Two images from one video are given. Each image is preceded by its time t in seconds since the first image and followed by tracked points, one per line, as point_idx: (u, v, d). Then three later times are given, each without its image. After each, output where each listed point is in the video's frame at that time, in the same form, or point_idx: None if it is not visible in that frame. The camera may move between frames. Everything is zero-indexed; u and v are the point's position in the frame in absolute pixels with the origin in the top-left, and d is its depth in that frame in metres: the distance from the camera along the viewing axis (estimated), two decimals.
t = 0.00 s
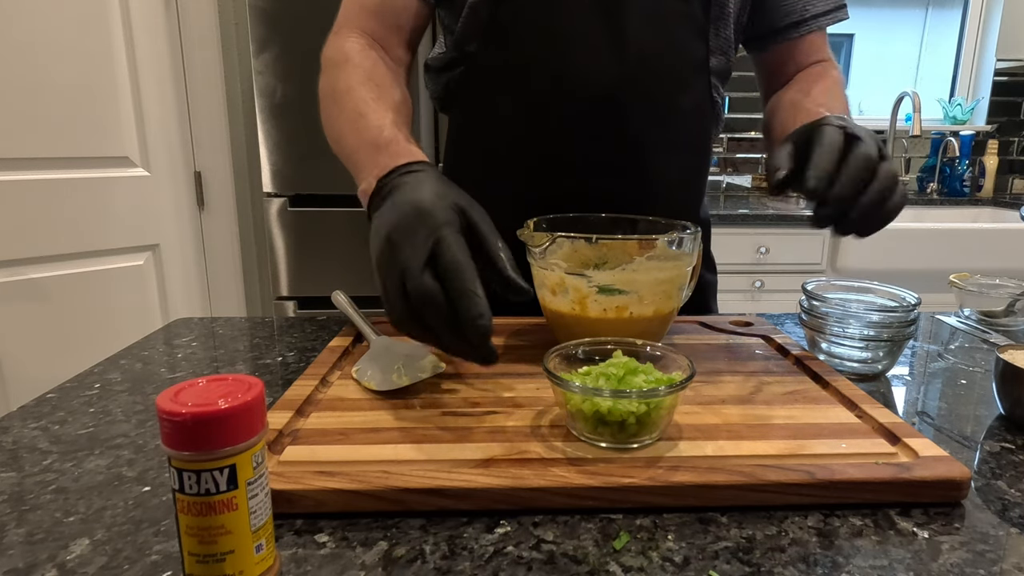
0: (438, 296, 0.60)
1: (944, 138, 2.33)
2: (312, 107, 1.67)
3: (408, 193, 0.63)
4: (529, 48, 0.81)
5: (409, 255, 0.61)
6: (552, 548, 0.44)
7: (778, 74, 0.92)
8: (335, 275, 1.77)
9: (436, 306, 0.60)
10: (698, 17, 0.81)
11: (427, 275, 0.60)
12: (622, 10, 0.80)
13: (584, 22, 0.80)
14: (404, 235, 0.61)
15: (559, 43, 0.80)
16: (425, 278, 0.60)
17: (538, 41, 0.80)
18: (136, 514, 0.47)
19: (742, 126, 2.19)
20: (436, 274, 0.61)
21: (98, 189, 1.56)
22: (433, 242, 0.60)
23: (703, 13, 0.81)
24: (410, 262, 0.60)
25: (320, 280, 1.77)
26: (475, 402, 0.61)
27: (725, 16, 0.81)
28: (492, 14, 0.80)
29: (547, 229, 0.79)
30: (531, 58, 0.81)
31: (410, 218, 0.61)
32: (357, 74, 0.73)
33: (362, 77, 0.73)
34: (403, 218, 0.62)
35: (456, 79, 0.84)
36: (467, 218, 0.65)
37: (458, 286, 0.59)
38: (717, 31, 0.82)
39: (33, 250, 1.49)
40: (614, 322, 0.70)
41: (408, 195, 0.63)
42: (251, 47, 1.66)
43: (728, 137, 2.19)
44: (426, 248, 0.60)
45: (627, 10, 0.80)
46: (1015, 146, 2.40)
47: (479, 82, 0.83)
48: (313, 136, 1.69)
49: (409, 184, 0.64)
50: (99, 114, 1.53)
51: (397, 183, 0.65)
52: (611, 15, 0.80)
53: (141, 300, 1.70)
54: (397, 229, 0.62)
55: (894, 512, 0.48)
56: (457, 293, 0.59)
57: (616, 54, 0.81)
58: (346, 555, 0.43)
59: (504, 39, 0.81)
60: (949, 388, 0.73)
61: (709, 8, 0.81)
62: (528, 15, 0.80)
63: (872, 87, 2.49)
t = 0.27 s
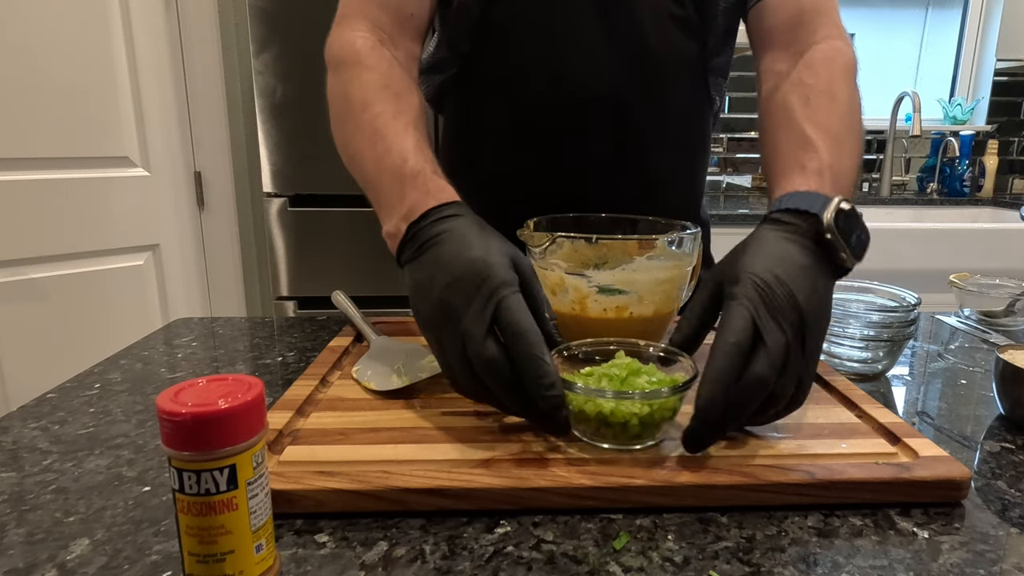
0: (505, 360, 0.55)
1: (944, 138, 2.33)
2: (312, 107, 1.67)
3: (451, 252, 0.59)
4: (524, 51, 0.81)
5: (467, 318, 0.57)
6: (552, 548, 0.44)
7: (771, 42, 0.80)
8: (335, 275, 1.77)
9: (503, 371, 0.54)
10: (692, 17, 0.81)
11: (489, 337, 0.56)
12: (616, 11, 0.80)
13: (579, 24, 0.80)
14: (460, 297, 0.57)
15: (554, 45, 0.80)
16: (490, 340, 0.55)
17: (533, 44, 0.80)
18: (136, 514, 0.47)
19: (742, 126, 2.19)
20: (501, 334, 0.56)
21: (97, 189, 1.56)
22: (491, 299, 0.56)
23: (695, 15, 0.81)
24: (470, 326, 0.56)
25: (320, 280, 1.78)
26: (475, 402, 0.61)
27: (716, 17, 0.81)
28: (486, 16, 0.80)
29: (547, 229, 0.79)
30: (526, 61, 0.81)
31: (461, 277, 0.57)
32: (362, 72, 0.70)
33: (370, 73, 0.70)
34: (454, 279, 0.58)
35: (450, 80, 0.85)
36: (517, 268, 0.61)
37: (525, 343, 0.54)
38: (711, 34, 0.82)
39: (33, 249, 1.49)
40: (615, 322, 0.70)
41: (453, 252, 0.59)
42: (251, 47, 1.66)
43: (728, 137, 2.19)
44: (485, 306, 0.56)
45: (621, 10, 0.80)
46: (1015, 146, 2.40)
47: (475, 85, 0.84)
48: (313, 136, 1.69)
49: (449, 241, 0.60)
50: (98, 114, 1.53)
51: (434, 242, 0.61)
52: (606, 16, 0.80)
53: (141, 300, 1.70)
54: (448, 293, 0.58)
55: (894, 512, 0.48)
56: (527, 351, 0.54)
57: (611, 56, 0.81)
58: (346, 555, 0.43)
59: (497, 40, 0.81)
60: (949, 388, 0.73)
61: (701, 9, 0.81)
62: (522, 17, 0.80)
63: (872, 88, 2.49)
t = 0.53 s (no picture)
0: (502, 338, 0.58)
1: (943, 138, 2.33)
2: (312, 107, 1.67)
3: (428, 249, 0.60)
4: (524, 51, 0.81)
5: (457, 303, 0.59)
6: (551, 548, 0.44)
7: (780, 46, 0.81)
8: (335, 275, 1.78)
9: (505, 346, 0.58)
10: (694, 18, 0.82)
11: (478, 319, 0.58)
12: (618, 11, 0.80)
13: (580, 24, 0.80)
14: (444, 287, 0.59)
15: (555, 46, 0.80)
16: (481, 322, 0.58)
17: (534, 43, 0.80)
18: (136, 514, 0.47)
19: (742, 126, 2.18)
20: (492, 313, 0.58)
21: (97, 189, 1.56)
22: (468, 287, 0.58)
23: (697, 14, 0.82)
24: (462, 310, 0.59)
25: (320, 279, 1.78)
26: (475, 403, 0.61)
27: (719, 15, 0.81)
28: (486, 16, 0.80)
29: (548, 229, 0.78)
30: (527, 62, 0.81)
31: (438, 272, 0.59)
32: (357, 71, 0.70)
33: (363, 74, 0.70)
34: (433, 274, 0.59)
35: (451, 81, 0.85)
36: (493, 239, 0.60)
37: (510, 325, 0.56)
38: (712, 33, 0.82)
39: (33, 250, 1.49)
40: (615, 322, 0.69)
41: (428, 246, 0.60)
42: (251, 47, 1.66)
43: (728, 137, 2.19)
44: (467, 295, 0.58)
45: (622, 10, 0.80)
46: (1015, 146, 2.39)
47: (475, 86, 0.84)
48: (313, 136, 1.69)
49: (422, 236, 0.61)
50: (98, 114, 1.53)
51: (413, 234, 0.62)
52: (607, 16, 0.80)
53: (141, 300, 1.70)
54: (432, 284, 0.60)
55: (894, 512, 0.48)
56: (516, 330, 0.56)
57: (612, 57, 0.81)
58: (346, 555, 0.43)
59: (497, 41, 0.81)
60: (949, 388, 0.73)
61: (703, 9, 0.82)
62: (522, 18, 0.80)
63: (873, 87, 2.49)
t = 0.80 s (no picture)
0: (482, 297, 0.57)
1: (944, 138, 2.33)
2: (312, 107, 1.67)
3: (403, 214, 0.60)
4: (525, 51, 0.81)
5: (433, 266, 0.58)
6: (551, 548, 0.44)
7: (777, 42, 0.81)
8: (335, 275, 1.77)
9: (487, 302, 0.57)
10: (695, 18, 0.82)
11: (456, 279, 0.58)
12: (620, 10, 0.80)
13: (581, 23, 0.80)
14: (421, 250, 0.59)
15: (556, 45, 0.80)
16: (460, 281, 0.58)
17: (535, 44, 0.80)
18: (136, 514, 0.47)
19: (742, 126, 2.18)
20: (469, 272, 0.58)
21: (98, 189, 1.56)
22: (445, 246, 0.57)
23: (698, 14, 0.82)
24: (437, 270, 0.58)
25: (320, 279, 1.78)
26: (475, 402, 0.61)
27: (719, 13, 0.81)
28: (487, 16, 0.80)
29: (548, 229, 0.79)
30: (528, 61, 0.81)
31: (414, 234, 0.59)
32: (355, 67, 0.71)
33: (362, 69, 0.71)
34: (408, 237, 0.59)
35: (452, 80, 0.85)
36: (470, 201, 0.61)
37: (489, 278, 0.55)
38: (715, 32, 0.82)
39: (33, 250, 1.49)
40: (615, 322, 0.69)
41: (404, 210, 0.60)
42: (251, 46, 1.66)
43: (728, 137, 2.19)
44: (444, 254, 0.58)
45: (623, 9, 0.80)
46: (1016, 146, 2.39)
47: (476, 86, 0.84)
48: (313, 136, 1.69)
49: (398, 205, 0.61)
50: (97, 114, 1.53)
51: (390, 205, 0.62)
52: (609, 16, 0.80)
53: (141, 300, 1.70)
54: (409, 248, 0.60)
55: (894, 512, 0.48)
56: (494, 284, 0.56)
57: (613, 56, 0.81)
58: (346, 555, 0.43)
59: (498, 40, 0.81)
60: (949, 388, 0.73)
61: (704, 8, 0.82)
62: (524, 16, 0.80)
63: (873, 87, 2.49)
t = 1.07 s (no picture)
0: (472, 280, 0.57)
1: (944, 138, 2.33)
2: (312, 106, 1.67)
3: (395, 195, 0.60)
4: (524, 52, 0.81)
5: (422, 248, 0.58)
6: (551, 548, 0.44)
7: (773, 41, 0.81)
8: (336, 275, 1.77)
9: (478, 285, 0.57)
10: (694, 17, 0.82)
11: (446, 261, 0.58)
12: (618, 10, 0.80)
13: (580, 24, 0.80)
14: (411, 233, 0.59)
15: (555, 45, 0.80)
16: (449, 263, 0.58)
17: (535, 44, 0.80)
18: (136, 514, 0.47)
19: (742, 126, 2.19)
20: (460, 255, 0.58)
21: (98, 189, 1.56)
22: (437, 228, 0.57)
23: (699, 15, 0.82)
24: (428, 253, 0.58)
25: (320, 279, 1.78)
26: (475, 402, 0.61)
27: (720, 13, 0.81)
28: (486, 16, 0.81)
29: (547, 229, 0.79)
30: (528, 62, 0.81)
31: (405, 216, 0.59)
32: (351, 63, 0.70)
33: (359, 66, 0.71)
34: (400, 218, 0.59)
35: (453, 80, 0.85)
36: (459, 184, 0.61)
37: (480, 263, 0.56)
38: (715, 32, 0.82)
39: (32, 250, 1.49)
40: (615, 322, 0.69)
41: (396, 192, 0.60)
42: (251, 46, 1.66)
43: (728, 137, 2.19)
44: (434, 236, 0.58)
45: (623, 10, 0.80)
46: (1016, 146, 2.39)
47: (475, 85, 0.84)
48: (313, 136, 1.69)
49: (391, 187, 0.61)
50: (97, 114, 1.53)
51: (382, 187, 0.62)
52: (608, 17, 0.80)
53: (141, 300, 1.70)
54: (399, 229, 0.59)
55: (895, 512, 0.48)
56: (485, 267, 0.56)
57: (613, 56, 0.81)
58: (346, 555, 0.43)
59: (497, 40, 0.81)
60: (949, 388, 0.73)
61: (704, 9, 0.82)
62: (523, 17, 0.80)
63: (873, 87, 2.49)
